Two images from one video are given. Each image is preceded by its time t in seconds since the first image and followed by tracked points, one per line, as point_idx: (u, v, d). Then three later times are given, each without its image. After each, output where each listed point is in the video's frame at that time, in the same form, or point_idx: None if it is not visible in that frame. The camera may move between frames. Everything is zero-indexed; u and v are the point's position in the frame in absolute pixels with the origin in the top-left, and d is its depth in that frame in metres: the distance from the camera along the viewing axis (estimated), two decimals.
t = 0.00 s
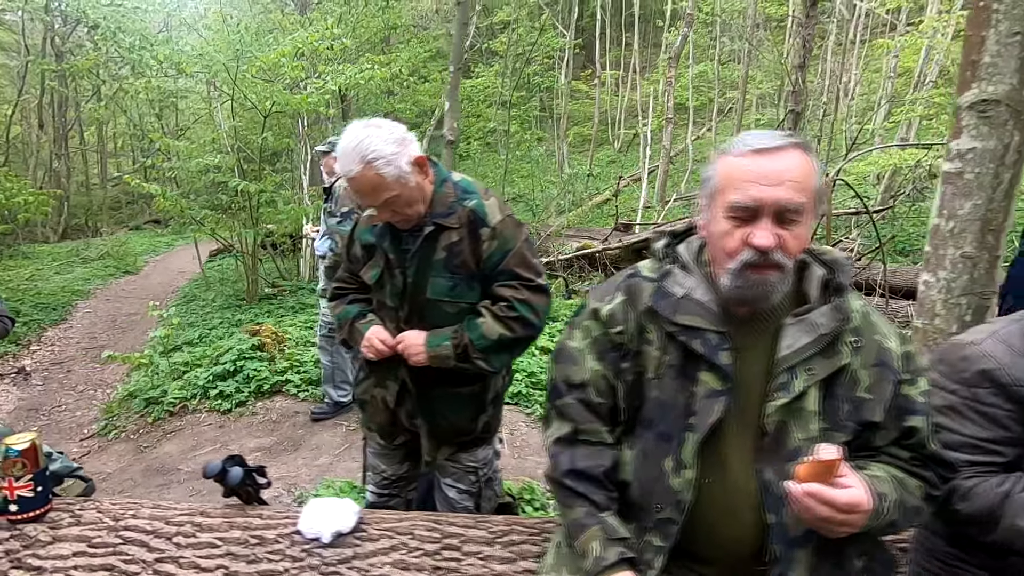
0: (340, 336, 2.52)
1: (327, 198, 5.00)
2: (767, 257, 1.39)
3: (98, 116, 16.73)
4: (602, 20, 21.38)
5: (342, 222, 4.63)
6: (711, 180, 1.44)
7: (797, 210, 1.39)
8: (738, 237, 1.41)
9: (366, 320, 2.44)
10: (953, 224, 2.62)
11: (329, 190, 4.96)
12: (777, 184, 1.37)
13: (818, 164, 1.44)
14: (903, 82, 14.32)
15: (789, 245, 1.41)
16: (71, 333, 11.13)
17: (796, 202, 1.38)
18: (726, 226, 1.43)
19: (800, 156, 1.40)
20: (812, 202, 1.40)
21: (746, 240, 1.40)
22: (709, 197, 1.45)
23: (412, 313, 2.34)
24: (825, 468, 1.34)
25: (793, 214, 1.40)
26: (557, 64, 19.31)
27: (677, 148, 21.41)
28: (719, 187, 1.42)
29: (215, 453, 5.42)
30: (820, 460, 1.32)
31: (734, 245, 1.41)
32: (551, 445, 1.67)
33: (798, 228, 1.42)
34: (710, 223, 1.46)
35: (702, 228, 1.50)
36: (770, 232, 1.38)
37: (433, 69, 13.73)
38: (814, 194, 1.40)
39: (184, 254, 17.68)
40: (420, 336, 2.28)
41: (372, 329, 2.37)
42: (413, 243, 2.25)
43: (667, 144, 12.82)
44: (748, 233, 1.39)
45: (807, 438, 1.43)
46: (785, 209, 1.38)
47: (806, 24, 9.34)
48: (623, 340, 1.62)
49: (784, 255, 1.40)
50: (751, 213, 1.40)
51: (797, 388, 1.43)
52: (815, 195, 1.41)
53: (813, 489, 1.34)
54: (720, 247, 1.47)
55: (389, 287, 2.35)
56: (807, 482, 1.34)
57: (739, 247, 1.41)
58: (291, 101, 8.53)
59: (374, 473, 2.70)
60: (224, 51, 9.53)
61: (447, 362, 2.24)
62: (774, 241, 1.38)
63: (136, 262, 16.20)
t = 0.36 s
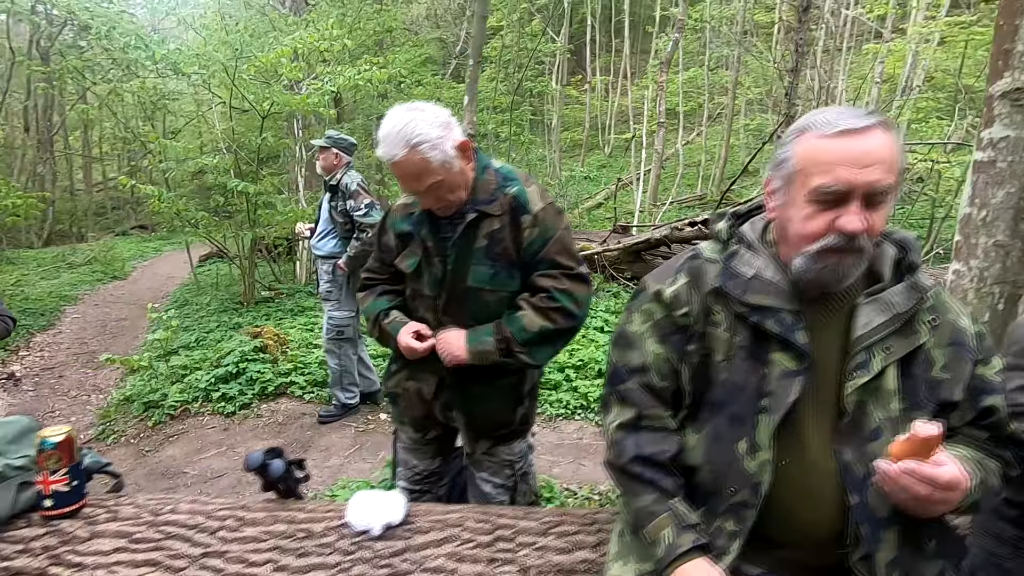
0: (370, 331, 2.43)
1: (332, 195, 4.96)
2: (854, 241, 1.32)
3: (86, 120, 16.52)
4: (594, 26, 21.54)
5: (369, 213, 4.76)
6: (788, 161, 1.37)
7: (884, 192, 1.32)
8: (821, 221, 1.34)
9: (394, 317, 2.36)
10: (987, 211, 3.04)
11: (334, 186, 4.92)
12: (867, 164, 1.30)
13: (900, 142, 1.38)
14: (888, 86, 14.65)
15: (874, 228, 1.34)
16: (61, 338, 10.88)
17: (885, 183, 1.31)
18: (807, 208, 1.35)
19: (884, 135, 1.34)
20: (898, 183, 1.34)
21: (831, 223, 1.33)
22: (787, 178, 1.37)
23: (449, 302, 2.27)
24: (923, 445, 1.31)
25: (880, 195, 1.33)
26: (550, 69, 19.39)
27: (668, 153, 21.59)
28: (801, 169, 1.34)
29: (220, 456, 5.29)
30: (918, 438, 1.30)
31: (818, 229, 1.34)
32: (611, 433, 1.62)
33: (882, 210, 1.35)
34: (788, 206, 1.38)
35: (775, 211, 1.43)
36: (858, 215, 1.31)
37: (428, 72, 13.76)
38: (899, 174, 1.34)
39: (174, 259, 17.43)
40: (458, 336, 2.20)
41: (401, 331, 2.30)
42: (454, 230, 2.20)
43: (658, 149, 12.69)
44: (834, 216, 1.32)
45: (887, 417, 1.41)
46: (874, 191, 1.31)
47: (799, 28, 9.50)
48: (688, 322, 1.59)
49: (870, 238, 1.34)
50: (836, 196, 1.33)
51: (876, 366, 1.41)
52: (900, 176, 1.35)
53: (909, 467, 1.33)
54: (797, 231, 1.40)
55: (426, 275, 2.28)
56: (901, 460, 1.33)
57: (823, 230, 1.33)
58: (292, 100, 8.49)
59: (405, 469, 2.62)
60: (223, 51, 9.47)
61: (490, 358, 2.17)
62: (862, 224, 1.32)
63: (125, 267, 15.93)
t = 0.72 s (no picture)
0: (402, 330, 2.43)
1: (335, 194, 4.92)
2: (919, 212, 1.37)
3: (59, 123, 16.06)
4: (575, 28, 21.67)
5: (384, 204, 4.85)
6: (849, 137, 1.40)
7: (944, 164, 1.38)
8: (888, 194, 1.38)
9: (423, 325, 2.37)
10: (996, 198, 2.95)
11: (337, 185, 4.90)
12: (929, 137, 1.35)
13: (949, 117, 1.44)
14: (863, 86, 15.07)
15: (934, 199, 1.40)
16: (40, 347, 10.53)
17: (945, 155, 1.36)
18: (870, 182, 1.39)
19: (939, 109, 1.39)
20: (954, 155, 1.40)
21: (896, 196, 1.37)
22: (849, 153, 1.40)
23: (487, 292, 2.27)
24: (995, 407, 1.34)
25: (940, 168, 1.38)
26: (533, 70, 19.45)
27: (651, 153, 21.82)
28: (865, 143, 1.38)
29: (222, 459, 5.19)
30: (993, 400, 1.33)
31: (884, 203, 1.38)
32: (668, 411, 1.62)
33: (939, 182, 1.41)
34: (849, 181, 1.41)
35: (832, 188, 1.46)
36: (922, 187, 1.36)
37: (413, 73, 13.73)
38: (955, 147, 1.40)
39: (152, 265, 17.00)
40: (495, 341, 2.22)
41: (434, 342, 2.32)
42: (491, 219, 2.20)
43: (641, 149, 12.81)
44: (899, 189, 1.36)
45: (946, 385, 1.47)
46: (936, 162, 1.36)
47: (782, 29, 9.72)
48: (744, 300, 1.61)
49: (932, 209, 1.39)
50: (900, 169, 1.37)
51: (934, 335, 1.46)
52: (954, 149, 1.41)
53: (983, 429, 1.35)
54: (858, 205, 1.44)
55: (462, 266, 2.28)
56: (975, 424, 1.36)
57: (888, 203, 1.38)
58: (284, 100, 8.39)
59: (436, 460, 2.62)
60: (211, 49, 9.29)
61: (529, 357, 2.19)
62: (925, 196, 1.37)
63: (102, 274, 15.48)
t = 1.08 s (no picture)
0: (419, 332, 2.36)
1: (331, 192, 4.78)
2: (982, 202, 1.37)
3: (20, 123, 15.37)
4: (553, 29, 21.67)
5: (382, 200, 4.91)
6: (913, 125, 1.38)
7: (1007, 153, 1.37)
8: (952, 184, 1.37)
9: (445, 327, 2.28)
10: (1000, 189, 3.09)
11: (331, 182, 4.77)
12: (995, 127, 1.34)
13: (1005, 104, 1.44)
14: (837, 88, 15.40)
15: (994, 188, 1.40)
16: (6, 356, 10.04)
17: (1009, 145, 1.36)
18: (933, 173, 1.38)
19: (1000, 97, 1.38)
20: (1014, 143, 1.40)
21: (961, 186, 1.36)
22: (913, 143, 1.38)
23: (507, 288, 2.20)
24: None
25: (1002, 156, 1.38)
26: (513, 70, 19.41)
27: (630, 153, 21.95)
28: (930, 133, 1.36)
29: (210, 468, 4.99)
30: None
31: (947, 194, 1.37)
32: (712, 406, 1.56)
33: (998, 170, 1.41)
34: (910, 172, 1.40)
35: (890, 179, 1.44)
36: (990, 177, 1.35)
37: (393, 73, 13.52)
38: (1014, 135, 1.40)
39: (123, 270, 16.42)
40: (513, 354, 2.16)
41: (461, 343, 2.24)
42: (512, 212, 2.13)
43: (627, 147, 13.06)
44: (963, 180, 1.35)
45: (999, 372, 1.46)
46: (1001, 152, 1.35)
47: (761, 30, 9.87)
48: (786, 289, 1.55)
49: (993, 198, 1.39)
50: (965, 160, 1.36)
51: (986, 322, 1.44)
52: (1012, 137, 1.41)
53: None
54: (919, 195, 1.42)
55: (481, 262, 2.21)
56: None
57: (952, 194, 1.37)
58: (268, 98, 8.18)
59: (451, 463, 2.54)
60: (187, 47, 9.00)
61: (550, 368, 2.12)
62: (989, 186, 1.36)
63: (69, 279, 14.87)
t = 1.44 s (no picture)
0: (434, 333, 2.28)
1: (330, 192, 4.69)
2: None
3: None
4: (532, 31, 21.69)
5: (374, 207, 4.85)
6: (964, 114, 1.35)
7: None
8: (1003, 175, 1.33)
9: (464, 328, 2.20)
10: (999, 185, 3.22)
11: (330, 183, 4.72)
12: None
13: None
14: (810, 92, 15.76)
15: None
16: None
17: None
18: (985, 164, 1.34)
19: None
20: None
21: (1015, 177, 1.32)
22: (964, 132, 1.35)
23: (528, 287, 2.12)
24: None
25: None
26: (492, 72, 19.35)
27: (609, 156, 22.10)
28: (984, 121, 1.32)
29: (196, 477, 4.79)
30: None
31: (999, 184, 1.33)
32: (758, 406, 1.49)
33: None
34: (960, 163, 1.36)
35: (938, 170, 1.41)
36: None
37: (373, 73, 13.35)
38: None
39: (89, 273, 15.81)
40: (532, 365, 2.05)
41: (479, 344, 2.16)
42: (536, 207, 2.08)
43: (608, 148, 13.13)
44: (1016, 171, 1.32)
45: None
46: None
47: (740, 33, 10.02)
48: (831, 284, 1.50)
49: None
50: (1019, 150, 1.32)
51: None
52: None
53: None
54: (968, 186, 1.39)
55: (501, 259, 2.13)
56: None
57: (1004, 185, 1.33)
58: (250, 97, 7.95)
59: (465, 469, 2.45)
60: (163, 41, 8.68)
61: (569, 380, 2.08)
62: None
63: (33, 284, 14.24)
